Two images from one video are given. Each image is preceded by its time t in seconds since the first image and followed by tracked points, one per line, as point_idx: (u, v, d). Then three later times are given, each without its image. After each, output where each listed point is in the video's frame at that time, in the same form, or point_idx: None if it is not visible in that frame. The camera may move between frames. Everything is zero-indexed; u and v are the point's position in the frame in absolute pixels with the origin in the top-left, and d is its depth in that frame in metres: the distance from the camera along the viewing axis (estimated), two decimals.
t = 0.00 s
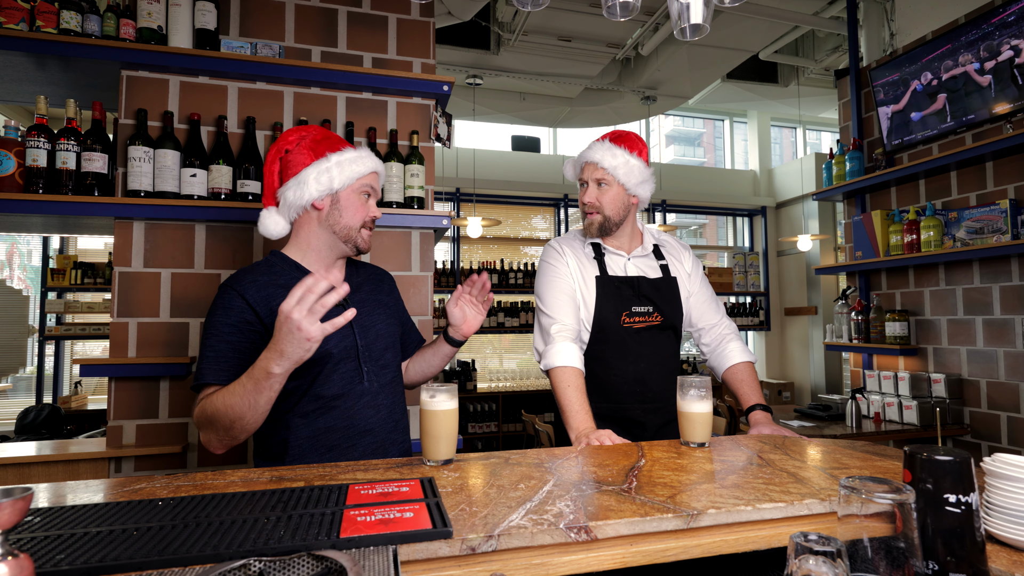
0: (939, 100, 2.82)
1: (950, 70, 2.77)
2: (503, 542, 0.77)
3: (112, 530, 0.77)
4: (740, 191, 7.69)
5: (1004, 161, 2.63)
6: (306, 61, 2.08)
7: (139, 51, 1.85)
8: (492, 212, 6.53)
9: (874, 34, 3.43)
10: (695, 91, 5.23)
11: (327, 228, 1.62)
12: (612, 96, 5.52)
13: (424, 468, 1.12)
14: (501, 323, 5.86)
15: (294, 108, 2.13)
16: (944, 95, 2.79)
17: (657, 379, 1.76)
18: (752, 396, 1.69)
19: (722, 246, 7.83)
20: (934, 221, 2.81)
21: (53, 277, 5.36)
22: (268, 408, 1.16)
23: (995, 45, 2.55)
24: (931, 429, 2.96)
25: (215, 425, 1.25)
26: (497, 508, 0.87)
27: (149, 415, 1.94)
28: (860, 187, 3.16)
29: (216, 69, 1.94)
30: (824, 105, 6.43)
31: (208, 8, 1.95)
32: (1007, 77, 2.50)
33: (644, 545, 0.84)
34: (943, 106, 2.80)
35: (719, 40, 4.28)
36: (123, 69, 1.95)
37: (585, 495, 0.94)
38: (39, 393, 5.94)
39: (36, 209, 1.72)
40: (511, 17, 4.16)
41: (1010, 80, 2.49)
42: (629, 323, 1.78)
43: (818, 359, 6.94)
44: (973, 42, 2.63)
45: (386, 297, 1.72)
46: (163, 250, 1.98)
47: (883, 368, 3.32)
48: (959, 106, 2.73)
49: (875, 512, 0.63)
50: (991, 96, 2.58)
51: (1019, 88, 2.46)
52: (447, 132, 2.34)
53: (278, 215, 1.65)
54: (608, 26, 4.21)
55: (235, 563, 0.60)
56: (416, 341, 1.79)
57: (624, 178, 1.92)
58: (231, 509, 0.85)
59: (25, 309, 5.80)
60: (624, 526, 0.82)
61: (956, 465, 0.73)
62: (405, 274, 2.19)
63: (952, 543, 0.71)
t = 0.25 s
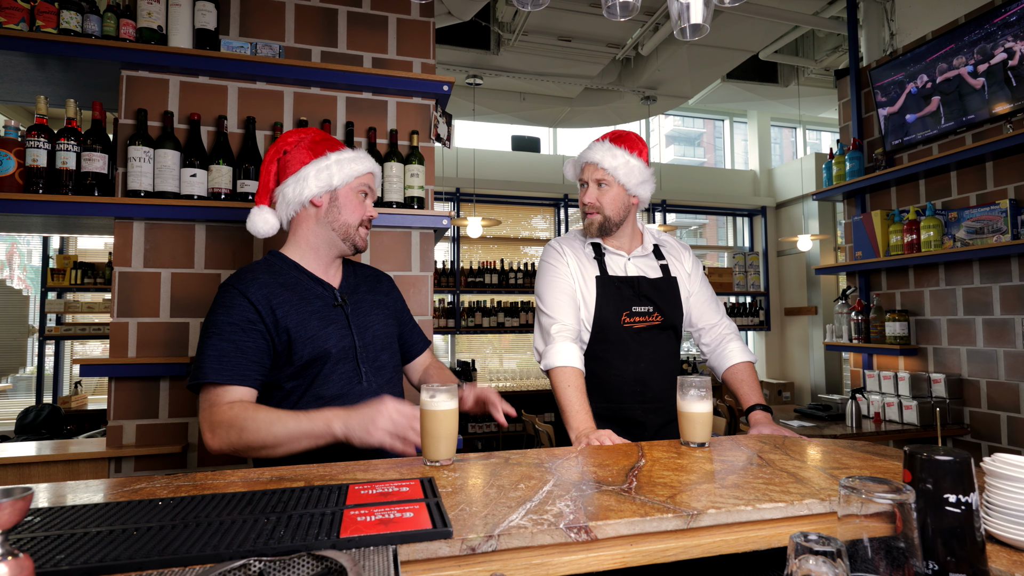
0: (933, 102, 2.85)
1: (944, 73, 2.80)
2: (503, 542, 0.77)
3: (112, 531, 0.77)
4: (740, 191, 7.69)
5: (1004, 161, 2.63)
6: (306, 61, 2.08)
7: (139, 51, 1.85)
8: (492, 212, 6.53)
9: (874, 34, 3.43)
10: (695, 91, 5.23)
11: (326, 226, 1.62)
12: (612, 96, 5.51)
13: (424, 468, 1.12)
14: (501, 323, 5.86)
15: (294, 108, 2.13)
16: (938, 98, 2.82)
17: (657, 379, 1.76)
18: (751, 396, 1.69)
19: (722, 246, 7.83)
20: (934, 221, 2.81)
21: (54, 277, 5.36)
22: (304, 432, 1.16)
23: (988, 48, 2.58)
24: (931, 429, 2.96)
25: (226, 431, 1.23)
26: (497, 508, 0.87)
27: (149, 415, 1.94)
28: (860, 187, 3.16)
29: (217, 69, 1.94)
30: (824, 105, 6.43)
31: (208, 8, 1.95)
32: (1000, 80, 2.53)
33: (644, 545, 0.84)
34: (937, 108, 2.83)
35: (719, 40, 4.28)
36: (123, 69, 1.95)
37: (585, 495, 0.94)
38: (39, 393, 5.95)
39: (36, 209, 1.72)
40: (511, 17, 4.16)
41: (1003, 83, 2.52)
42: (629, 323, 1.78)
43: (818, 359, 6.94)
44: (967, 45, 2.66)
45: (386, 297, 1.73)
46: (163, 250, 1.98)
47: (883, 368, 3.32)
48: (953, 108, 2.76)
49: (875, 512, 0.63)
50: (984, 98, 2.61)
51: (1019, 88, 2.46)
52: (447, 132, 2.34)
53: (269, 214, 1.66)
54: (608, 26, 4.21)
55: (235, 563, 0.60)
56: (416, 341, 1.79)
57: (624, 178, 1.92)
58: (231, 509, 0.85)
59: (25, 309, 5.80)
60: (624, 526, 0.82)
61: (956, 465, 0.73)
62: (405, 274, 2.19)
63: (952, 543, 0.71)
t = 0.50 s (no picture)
0: (927, 105, 2.87)
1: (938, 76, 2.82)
2: (503, 542, 0.77)
3: (112, 530, 0.77)
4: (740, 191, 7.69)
5: (1004, 161, 2.63)
6: (306, 61, 2.08)
7: (139, 51, 1.85)
8: (492, 212, 6.53)
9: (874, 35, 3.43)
10: (695, 91, 5.23)
11: (319, 219, 1.62)
12: (612, 96, 5.52)
13: (424, 467, 1.12)
14: (501, 323, 5.86)
15: (294, 108, 2.13)
16: (932, 100, 2.85)
17: (657, 379, 1.76)
18: (751, 396, 1.69)
19: (722, 246, 7.83)
20: (934, 221, 2.81)
21: (54, 277, 5.36)
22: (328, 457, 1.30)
23: (982, 52, 2.61)
24: (931, 429, 2.96)
25: (243, 441, 1.31)
26: (497, 508, 0.87)
27: (149, 415, 1.94)
28: (860, 187, 3.16)
29: (217, 69, 1.94)
30: (824, 105, 6.43)
31: (208, 8, 1.95)
32: (994, 82, 2.56)
33: (644, 546, 0.84)
34: (931, 110, 2.85)
35: (719, 40, 4.28)
36: (123, 69, 1.95)
37: (585, 495, 0.94)
38: (39, 393, 5.94)
39: (35, 209, 1.72)
40: (511, 17, 4.16)
41: (997, 86, 2.55)
42: (629, 323, 1.78)
43: (818, 359, 6.94)
44: (961, 48, 2.69)
45: (389, 296, 1.72)
46: (163, 250, 1.98)
47: (883, 368, 3.32)
48: (947, 111, 2.79)
49: (875, 512, 0.63)
50: (978, 101, 2.64)
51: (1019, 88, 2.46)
52: (447, 132, 2.34)
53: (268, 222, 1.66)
54: (608, 26, 4.21)
55: (235, 563, 0.60)
56: (420, 338, 1.78)
57: (624, 177, 1.92)
58: (231, 510, 0.85)
59: (25, 309, 5.80)
60: (624, 526, 0.82)
61: (956, 465, 0.73)
62: (405, 274, 2.19)
63: (952, 543, 0.71)
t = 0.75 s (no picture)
0: (922, 107, 2.90)
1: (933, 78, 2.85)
2: (503, 542, 0.77)
3: (112, 530, 0.77)
4: (740, 191, 7.69)
5: (1004, 161, 2.63)
6: (306, 61, 2.08)
7: (139, 51, 1.85)
8: (492, 212, 6.53)
9: (874, 35, 3.43)
10: (695, 91, 5.23)
11: (315, 223, 1.62)
12: (612, 96, 5.51)
13: (424, 468, 1.12)
14: (501, 323, 5.86)
15: (294, 108, 2.13)
16: (927, 102, 2.87)
17: (656, 379, 1.76)
18: (751, 396, 1.69)
19: (722, 246, 7.83)
20: (934, 221, 2.81)
21: (54, 277, 5.36)
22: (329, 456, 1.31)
23: (976, 54, 2.63)
24: (931, 429, 2.96)
25: (245, 443, 1.32)
26: (497, 508, 0.87)
27: (149, 415, 1.94)
28: (860, 187, 3.16)
29: (216, 69, 1.94)
30: (824, 105, 6.43)
31: (208, 8, 1.95)
32: (988, 84, 2.58)
33: (644, 545, 0.84)
34: (927, 111, 2.88)
35: (719, 40, 4.28)
36: (124, 69, 1.95)
37: (585, 494, 0.94)
38: (39, 392, 5.95)
39: (36, 209, 1.72)
40: (511, 17, 4.16)
41: (992, 88, 2.57)
42: (628, 324, 1.78)
43: (818, 359, 6.94)
44: (957, 50, 2.71)
45: (392, 297, 1.72)
46: (163, 250, 1.98)
47: (883, 368, 3.32)
48: (942, 112, 2.81)
49: (875, 512, 0.63)
50: (972, 103, 2.67)
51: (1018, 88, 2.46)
52: (447, 132, 2.34)
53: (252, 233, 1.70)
54: (608, 26, 4.21)
55: (235, 563, 0.60)
56: (426, 337, 1.77)
57: (624, 177, 1.92)
58: (231, 509, 0.85)
59: (25, 309, 5.80)
60: (624, 526, 0.82)
61: (956, 465, 0.73)
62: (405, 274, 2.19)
63: (952, 543, 0.71)
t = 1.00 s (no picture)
0: (918, 107, 2.93)
1: (929, 79, 2.88)
2: (503, 542, 0.77)
3: (112, 531, 0.77)
4: (740, 191, 7.69)
5: (1004, 161, 2.63)
6: (305, 61, 2.08)
7: (139, 51, 1.85)
8: (492, 212, 6.53)
9: (874, 34, 3.43)
10: (695, 91, 5.23)
11: (319, 225, 1.63)
12: (612, 96, 5.51)
13: (424, 468, 1.12)
14: (501, 323, 5.86)
15: (294, 108, 2.13)
16: (922, 103, 2.90)
17: (656, 379, 1.76)
18: (751, 396, 1.69)
19: (722, 246, 7.83)
20: (934, 221, 2.81)
21: (53, 277, 5.36)
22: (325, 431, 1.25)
23: (972, 55, 2.65)
24: (931, 429, 2.96)
25: (245, 436, 1.29)
26: (497, 508, 0.87)
27: (149, 415, 1.94)
28: (860, 187, 3.17)
29: (216, 69, 1.94)
30: (824, 105, 6.43)
31: (208, 8, 1.95)
32: (983, 85, 2.61)
33: (644, 545, 0.84)
34: (922, 113, 2.91)
35: (719, 40, 4.28)
36: (124, 69, 1.95)
37: (585, 494, 0.94)
38: (39, 392, 5.95)
39: (36, 209, 1.72)
40: (512, 17, 4.16)
41: (987, 88, 2.59)
42: (628, 324, 1.78)
43: (818, 359, 6.94)
44: (952, 51, 2.73)
45: (398, 298, 1.72)
46: (163, 250, 1.98)
47: (883, 368, 3.32)
48: (938, 113, 2.84)
49: (875, 512, 0.63)
50: (966, 104, 2.69)
51: (1018, 87, 2.47)
52: (447, 132, 2.34)
53: (275, 233, 1.72)
54: (608, 26, 4.21)
55: (235, 563, 0.60)
56: (432, 338, 1.78)
57: (624, 177, 1.92)
58: (231, 509, 0.85)
59: (25, 309, 5.79)
60: (624, 526, 0.82)
61: (956, 465, 0.73)
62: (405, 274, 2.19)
63: (952, 543, 0.71)
